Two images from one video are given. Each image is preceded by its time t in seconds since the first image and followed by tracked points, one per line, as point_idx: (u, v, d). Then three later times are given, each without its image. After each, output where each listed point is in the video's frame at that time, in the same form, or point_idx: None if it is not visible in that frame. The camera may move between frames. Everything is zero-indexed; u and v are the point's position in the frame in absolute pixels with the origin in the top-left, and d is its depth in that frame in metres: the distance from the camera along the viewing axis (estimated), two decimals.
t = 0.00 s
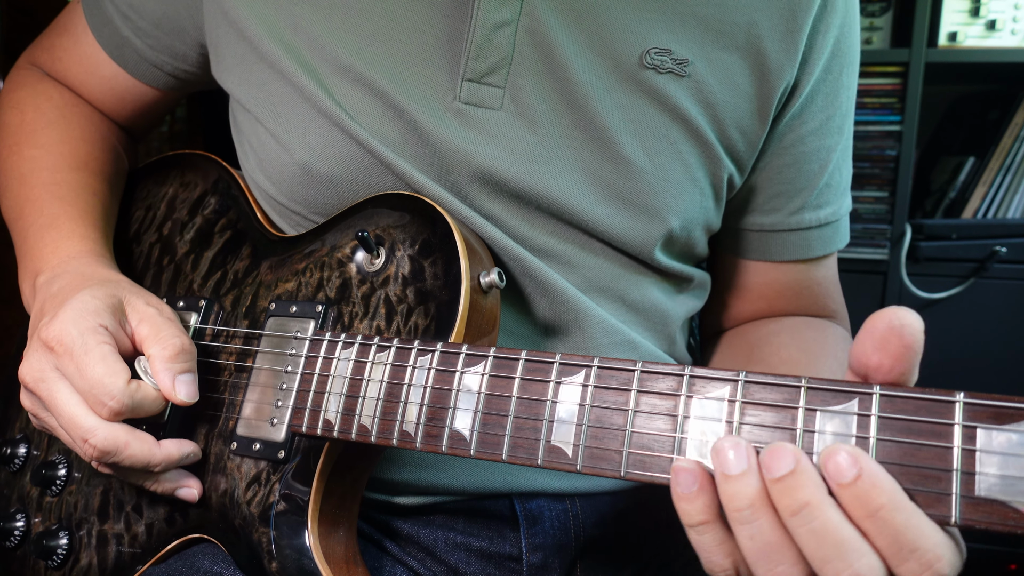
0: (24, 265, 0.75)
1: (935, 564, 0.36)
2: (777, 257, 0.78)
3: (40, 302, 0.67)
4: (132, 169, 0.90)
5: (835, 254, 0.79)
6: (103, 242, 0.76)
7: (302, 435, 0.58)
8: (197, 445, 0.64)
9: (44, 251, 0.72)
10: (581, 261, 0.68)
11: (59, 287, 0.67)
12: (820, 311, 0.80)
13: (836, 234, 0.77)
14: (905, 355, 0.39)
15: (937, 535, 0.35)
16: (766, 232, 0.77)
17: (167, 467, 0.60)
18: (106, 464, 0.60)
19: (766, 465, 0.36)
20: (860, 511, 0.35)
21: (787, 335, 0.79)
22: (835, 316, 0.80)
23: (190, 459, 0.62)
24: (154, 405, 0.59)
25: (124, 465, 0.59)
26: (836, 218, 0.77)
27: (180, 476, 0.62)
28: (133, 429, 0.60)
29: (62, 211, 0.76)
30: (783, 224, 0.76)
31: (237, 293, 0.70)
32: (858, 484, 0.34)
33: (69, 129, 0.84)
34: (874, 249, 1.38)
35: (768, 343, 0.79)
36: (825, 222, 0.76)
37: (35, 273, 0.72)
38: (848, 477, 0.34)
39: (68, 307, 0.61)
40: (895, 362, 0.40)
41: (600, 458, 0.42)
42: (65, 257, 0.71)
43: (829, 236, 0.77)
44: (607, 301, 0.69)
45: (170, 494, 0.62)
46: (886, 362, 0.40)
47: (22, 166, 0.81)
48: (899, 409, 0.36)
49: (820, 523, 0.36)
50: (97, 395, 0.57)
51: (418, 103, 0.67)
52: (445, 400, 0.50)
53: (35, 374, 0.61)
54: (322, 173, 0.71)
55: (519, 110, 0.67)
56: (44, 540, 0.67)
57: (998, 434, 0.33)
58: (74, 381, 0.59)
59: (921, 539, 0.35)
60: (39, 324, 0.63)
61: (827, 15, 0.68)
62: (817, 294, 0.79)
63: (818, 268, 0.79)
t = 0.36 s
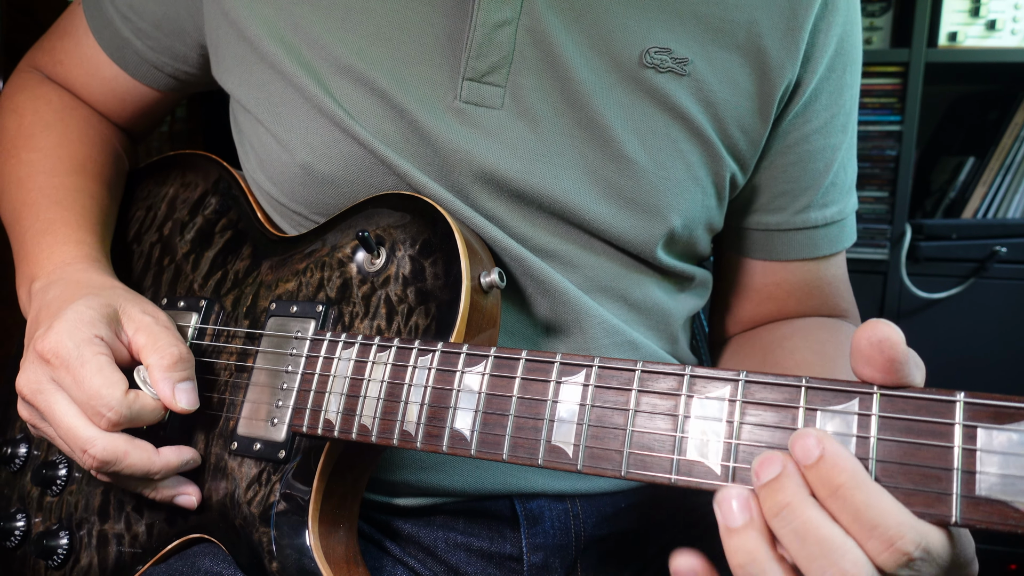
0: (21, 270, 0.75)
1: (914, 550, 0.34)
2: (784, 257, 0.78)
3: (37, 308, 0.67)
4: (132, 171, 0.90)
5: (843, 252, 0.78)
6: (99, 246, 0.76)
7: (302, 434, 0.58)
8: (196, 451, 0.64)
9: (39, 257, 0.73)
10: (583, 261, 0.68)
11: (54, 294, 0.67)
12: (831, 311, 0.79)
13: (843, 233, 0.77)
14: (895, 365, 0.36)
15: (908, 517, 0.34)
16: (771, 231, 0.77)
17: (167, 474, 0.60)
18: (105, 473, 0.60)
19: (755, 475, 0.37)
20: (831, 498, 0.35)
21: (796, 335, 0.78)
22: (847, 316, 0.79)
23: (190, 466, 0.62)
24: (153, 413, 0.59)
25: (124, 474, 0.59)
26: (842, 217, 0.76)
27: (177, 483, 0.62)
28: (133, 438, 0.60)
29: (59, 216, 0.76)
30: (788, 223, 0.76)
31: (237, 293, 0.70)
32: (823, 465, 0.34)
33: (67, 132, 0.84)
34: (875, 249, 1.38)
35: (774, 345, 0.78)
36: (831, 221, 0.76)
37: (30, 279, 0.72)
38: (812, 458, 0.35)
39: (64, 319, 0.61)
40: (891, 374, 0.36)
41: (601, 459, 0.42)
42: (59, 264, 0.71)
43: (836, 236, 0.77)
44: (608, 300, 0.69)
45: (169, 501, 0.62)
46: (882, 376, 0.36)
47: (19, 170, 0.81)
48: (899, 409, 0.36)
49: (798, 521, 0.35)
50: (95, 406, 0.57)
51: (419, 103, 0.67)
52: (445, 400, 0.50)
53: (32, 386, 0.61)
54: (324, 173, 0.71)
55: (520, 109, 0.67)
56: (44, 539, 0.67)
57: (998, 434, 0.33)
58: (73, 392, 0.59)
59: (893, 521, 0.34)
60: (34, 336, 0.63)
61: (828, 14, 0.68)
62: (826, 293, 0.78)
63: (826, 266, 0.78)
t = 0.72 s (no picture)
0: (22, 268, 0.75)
1: (909, 548, 0.33)
2: (777, 262, 0.78)
3: (43, 306, 0.67)
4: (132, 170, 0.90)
5: (836, 259, 0.79)
6: (103, 245, 0.76)
7: (308, 435, 0.59)
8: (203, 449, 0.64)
9: (42, 256, 0.73)
10: (585, 263, 0.68)
11: (61, 291, 0.67)
12: (826, 322, 0.79)
13: (837, 238, 0.78)
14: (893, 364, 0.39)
15: (902, 514, 0.33)
16: (766, 235, 0.77)
17: (177, 473, 0.60)
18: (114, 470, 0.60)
19: (758, 478, 0.37)
20: (826, 496, 0.35)
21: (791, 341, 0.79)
22: (840, 327, 0.79)
23: (200, 464, 0.63)
24: (169, 411, 0.60)
25: (134, 472, 0.59)
26: (835, 225, 0.77)
27: (184, 484, 0.62)
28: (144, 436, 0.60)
29: (63, 216, 0.76)
30: (783, 228, 0.76)
31: (242, 294, 0.70)
32: (819, 464, 0.35)
33: (66, 132, 0.84)
34: (874, 249, 1.38)
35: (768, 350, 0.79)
36: (827, 227, 0.76)
37: (33, 277, 0.73)
38: (809, 458, 0.35)
39: (78, 315, 0.62)
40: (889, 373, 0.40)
41: (607, 462, 0.43)
42: (64, 262, 0.71)
43: (829, 242, 0.77)
44: (610, 302, 0.70)
45: (174, 501, 0.62)
46: (882, 374, 0.40)
47: (19, 169, 0.81)
48: (904, 415, 0.36)
49: (792, 515, 0.35)
50: (115, 400, 0.58)
51: (420, 105, 0.68)
52: (452, 402, 0.50)
53: (46, 383, 0.61)
54: (328, 175, 0.71)
55: (520, 112, 0.67)
56: (43, 538, 0.67)
57: (1001, 441, 0.33)
58: (89, 388, 0.59)
59: (886, 517, 0.33)
60: (48, 331, 0.63)
61: (828, 20, 0.68)
62: (822, 302, 0.79)
63: (821, 274, 0.79)
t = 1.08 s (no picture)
0: (28, 268, 0.75)
1: (777, 538, 0.35)
2: (775, 260, 0.79)
3: (44, 306, 0.67)
4: (134, 170, 0.90)
5: (832, 255, 0.80)
6: (110, 247, 0.76)
7: (307, 435, 0.59)
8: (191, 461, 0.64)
9: (49, 255, 0.73)
10: (585, 263, 0.68)
11: (65, 291, 0.66)
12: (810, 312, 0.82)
13: (835, 235, 0.78)
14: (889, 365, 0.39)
15: (773, 504, 0.35)
16: (765, 234, 0.77)
17: (150, 479, 0.60)
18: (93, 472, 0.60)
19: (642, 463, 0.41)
20: (698, 488, 0.37)
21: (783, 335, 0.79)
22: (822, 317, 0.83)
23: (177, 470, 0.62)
24: (139, 417, 0.59)
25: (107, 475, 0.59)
26: (835, 221, 0.77)
27: (177, 484, 0.63)
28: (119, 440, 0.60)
29: (66, 216, 0.76)
30: (782, 227, 0.76)
31: (242, 293, 0.70)
32: (698, 460, 0.37)
33: (69, 131, 0.84)
34: (874, 249, 1.39)
35: (756, 345, 0.80)
36: (824, 225, 0.77)
37: (39, 277, 0.72)
38: (690, 456, 0.37)
39: (68, 314, 0.61)
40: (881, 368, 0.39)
41: (607, 462, 0.43)
42: (70, 262, 0.71)
43: (827, 239, 0.78)
44: (610, 303, 0.70)
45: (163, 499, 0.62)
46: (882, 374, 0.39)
47: (22, 168, 0.81)
48: (903, 415, 0.36)
49: (665, 499, 0.37)
50: (83, 405, 0.57)
51: (420, 106, 0.68)
52: (452, 402, 0.50)
53: (28, 378, 0.61)
54: (326, 177, 0.71)
55: (521, 113, 0.67)
56: (43, 538, 0.67)
57: (1000, 441, 0.33)
58: (63, 389, 0.59)
59: (756, 511, 0.35)
60: (39, 329, 0.64)
61: (829, 18, 0.68)
62: (810, 295, 0.81)
63: (812, 271, 0.80)
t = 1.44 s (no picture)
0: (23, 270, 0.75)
1: (784, 536, 0.34)
2: (774, 259, 0.79)
3: (40, 307, 0.67)
4: (134, 172, 0.90)
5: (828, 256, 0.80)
6: (103, 247, 0.76)
7: (306, 435, 0.59)
8: (197, 450, 0.64)
9: (43, 256, 0.73)
10: (584, 263, 0.68)
11: (58, 292, 0.67)
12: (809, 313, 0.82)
13: (832, 235, 0.78)
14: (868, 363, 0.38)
15: (778, 502, 0.35)
16: (762, 233, 0.77)
17: (165, 472, 0.60)
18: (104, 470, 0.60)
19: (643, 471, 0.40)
20: (702, 493, 0.36)
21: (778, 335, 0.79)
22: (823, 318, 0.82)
23: (188, 464, 0.63)
24: (151, 412, 0.59)
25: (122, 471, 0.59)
26: (832, 220, 0.77)
27: (179, 481, 0.63)
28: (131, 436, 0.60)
29: (63, 216, 0.76)
30: (779, 226, 0.76)
31: (241, 294, 0.70)
32: (700, 464, 0.36)
33: (69, 132, 0.84)
34: (874, 249, 1.39)
35: (752, 345, 0.80)
36: (821, 224, 0.77)
37: (34, 277, 0.72)
38: (691, 461, 0.37)
39: (68, 313, 0.62)
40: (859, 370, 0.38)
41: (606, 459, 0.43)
42: (64, 262, 0.71)
43: (824, 238, 0.78)
44: (609, 302, 0.70)
45: (167, 498, 0.63)
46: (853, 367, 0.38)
47: (21, 169, 0.81)
48: (901, 410, 0.36)
49: (666, 505, 0.37)
50: (95, 400, 0.57)
51: (419, 106, 0.68)
52: (451, 401, 0.50)
53: (35, 379, 0.61)
54: (325, 176, 0.71)
55: (519, 113, 0.67)
56: (43, 539, 0.67)
57: (998, 435, 0.33)
58: (73, 387, 0.59)
59: (760, 509, 0.35)
60: (39, 329, 0.63)
61: (825, 17, 0.68)
62: (809, 296, 0.81)
63: (810, 270, 0.80)
